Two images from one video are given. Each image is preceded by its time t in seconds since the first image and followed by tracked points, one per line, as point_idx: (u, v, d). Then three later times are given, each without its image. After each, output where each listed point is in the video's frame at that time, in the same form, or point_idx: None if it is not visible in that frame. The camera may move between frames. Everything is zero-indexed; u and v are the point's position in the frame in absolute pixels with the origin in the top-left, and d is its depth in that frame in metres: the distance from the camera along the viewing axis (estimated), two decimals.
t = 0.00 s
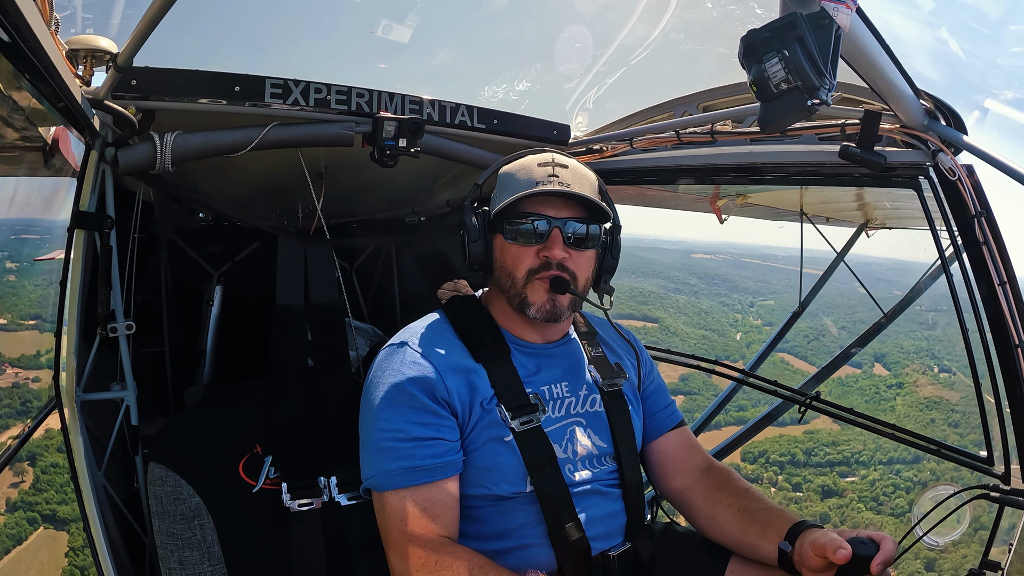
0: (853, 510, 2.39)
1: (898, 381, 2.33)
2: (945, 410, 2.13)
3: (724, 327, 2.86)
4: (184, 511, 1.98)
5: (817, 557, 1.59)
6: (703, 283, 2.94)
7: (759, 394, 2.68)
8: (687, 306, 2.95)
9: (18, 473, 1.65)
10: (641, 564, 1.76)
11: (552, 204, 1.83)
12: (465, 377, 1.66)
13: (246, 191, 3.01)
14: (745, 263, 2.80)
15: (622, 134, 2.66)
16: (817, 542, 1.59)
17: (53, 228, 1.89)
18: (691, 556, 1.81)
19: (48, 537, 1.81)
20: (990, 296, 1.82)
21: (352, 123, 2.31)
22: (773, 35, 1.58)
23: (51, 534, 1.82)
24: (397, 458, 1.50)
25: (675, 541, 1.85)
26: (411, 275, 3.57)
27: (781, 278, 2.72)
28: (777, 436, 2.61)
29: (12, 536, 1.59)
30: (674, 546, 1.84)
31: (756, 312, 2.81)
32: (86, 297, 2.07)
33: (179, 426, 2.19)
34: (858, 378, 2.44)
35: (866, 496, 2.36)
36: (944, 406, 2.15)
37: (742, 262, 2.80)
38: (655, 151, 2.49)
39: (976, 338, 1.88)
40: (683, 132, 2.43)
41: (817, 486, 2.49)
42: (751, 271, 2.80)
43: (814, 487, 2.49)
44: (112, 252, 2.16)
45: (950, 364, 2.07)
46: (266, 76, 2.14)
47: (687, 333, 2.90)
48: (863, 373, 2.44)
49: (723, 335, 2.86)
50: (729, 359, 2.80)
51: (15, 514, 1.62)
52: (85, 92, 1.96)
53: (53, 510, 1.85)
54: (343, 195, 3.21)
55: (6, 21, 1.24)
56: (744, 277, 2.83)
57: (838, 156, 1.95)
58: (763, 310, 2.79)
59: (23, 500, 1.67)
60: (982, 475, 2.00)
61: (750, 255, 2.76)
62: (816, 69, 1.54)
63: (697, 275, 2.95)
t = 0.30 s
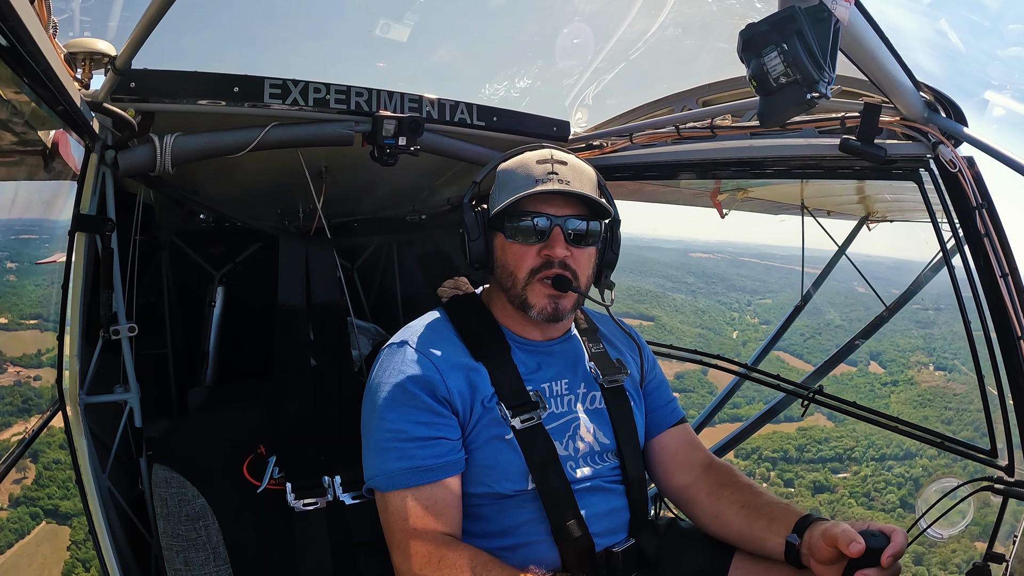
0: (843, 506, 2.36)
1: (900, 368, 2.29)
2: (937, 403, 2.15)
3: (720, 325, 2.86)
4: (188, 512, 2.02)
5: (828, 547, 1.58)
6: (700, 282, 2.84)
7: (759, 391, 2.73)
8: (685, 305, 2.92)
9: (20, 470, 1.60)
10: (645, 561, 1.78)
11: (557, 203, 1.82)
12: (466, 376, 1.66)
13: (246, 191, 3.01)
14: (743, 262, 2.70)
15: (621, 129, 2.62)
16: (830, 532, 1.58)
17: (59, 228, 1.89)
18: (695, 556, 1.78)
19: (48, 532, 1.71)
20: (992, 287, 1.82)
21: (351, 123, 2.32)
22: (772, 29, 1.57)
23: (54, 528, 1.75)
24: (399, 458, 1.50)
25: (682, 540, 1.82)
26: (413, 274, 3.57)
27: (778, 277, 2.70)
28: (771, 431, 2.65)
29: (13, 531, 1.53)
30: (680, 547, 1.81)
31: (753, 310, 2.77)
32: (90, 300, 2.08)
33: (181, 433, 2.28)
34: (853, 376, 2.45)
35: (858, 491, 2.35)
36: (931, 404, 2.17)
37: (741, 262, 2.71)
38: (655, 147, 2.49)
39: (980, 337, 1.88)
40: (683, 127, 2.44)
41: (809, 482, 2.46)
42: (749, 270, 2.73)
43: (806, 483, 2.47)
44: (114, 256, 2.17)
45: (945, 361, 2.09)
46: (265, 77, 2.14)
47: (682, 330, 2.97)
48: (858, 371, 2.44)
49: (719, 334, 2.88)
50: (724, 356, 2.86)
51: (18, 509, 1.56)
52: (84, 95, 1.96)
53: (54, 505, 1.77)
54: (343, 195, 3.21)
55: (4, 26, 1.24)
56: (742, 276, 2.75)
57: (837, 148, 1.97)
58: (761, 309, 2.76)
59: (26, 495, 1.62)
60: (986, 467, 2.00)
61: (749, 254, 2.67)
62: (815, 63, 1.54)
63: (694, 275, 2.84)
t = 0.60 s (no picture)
0: (835, 501, 2.45)
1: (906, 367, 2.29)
2: (933, 401, 2.16)
3: (716, 323, 2.95)
4: (189, 512, 2.00)
5: (827, 546, 1.58)
6: (698, 280, 2.97)
7: (756, 392, 2.77)
8: (681, 303, 3.03)
9: (24, 466, 1.62)
10: (646, 559, 1.78)
11: (574, 200, 1.79)
12: (464, 377, 1.66)
13: (246, 191, 3.01)
14: (741, 261, 2.77)
15: (621, 129, 2.64)
16: (830, 532, 1.58)
17: (59, 228, 1.89)
18: (694, 554, 1.79)
19: (54, 527, 1.75)
20: (992, 288, 1.82)
21: (352, 123, 2.32)
22: (772, 29, 1.58)
23: (56, 523, 1.76)
24: (397, 458, 1.50)
25: (681, 540, 1.83)
26: (413, 274, 3.56)
27: (776, 276, 2.76)
28: (766, 429, 2.71)
29: (18, 525, 1.54)
30: (680, 546, 1.82)
31: (751, 309, 2.85)
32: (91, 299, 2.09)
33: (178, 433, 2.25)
34: (848, 373, 2.49)
35: (849, 487, 2.43)
36: (926, 399, 2.18)
37: (740, 261, 2.78)
38: (656, 147, 2.49)
39: (979, 336, 1.87)
40: (683, 127, 2.45)
41: (802, 478, 2.56)
42: (747, 268, 2.79)
43: (799, 479, 2.57)
44: (114, 256, 2.17)
45: (941, 359, 2.11)
46: (266, 76, 2.14)
47: (680, 328, 3.03)
48: (853, 368, 2.48)
49: (715, 332, 2.95)
50: (720, 354, 2.92)
51: (21, 504, 1.57)
52: (84, 94, 1.96)
53: (57, 500, 1.79)
54: (343, 195, 3.22)
55: (5, 25, 1.24)
56: (741, 275, 2.83)
57: (838, 149, 1.95)
58: (758, 308, 2.83)
59: (28, 490, 1.62)
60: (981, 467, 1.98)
61: (748, 253, 2.72)
62: (815, 63, 1.54)
63: (692, 273, 2.97)
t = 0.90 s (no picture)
0: (826, 496, 2.56)
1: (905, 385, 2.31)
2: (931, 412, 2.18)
3: (714, 321, 3.00)
4: (182, 513, 1.99)
5: (819, 562, 1.57)
6: (696, 279, 3.10)
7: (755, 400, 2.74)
8: (680, 301, 3.11)
9: (25, 462, 1.69)
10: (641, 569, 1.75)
11: (590, 214, 1.79)
12: (462, 387, 1.65)
13: (246, 193, 3.02)
14: (741, 260, 2.83)
15: (622, 139, 2.60)
16: (821, 547, 1.58)
17: (57, 230, 1.92)
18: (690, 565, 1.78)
19: (56, 521, 1.85)
20: (991, 302, 1.82)
21: (354, 127, 2.33)
22: (775, 41, 1.59)
23: (60, 518, 1.88)
24: (395, 467, 1.50)
25: (677, 552, 1.82)
26: (414, 279, 3.57)
27: (775, 276, 2.79)
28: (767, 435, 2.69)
29: (21, 519, 1.63)
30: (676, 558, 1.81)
31: (749, 306, 2.92)
32: (88, 298, 2.08)
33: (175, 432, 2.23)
34: (840, 368, 2.55)
35: (841, 482, 2.51)
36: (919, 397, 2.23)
37: (739, 259, 2.84)
38: (657, 157, 2.49)
39: (974, 335, 1.88)
40: (684, 137, 2.43)
41: (794, 473, 2.64)
42: (746, 268, 2.86)
43: (792, 474, 2.65)
44: (113, 255, 2.15)
45: (936, 358, 2.13)
46: (269, 79, 2.14)
47: (677, 327, 3.06)
48: (846, 364, 2.54)
49: (712, 330, 2.99)
50: (715, 352, 2.93)
51: (24, 499, 1.66)
52: (88, 92, 1.96)
53: (58, 496, 1.87)
54: (344, 198, 3.22)
55: (11, 22, 1.24)
56: (740, 274, 2.90)
57: (838, 162, 1.96)
58: (755, 305, 2.90)
59: (32, 486, 1.72)
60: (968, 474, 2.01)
61: (747, 252, 2.78)
62: (818, 75, 1.55)
63: (691, 271, 3.10)
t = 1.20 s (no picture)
0: (818, 491, 2.51)
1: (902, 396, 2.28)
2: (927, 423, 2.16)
3: (711, 320, 3.01)
4: (174, 514, 1.97)
5: None
6: (694, 278, 3.06)
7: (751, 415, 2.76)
8: (677, 299, 3.10)
9: (29, 457, 1.70)
10: None
11: (590, 223, 1.79)
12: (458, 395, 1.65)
13: (247, 195, 3.02)
14: (739, 258, 2.83)
15: (623, 149, 2.58)
16: (814, 566, 1.56)
17: (56, 228, 1.89)
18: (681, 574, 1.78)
19: (59, 516, 1.86)
20: (989, 318, 1.81)
21: (355, 131, 2.33)
22: (776, 53, 1.59)
23: (61, 513, 1.87)
24: (389, 475, 1.50)
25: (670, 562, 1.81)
26: (411, 285, 3.55)
27: (774, 274, 2.76)
28: (761, 450, 2.71)
29: (24, 514, 1.63)
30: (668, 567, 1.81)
31: (745, 305, 2.89)
32: (86, 296, 2.07)
33: (173, 429, 2.20)
34: (838, 367, 2.54)
35: (834, 478, 2.47)
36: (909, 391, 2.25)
37: (738, 258, 2.83)
38: (657, 168, 2.50)
39: (967, 333, 1.89)
40: (685, 147, 2.42)
41: (786, 469, 2.60)
42: (744, 266, 2.85)
43: (784, 469, 2.61)
44: (112, 253, 2.15)
45: (932, 354, 2.13)
46: (272, 81, 2.14)
47: (672, 325, 3.10)
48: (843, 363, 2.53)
49: (709, 328, 3.01)
50: (712, 349, 2.97)
51: (27, 494, 1.65)
52: (90, 90, 1.97)
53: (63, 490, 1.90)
54: (344, 202, 3.23)
55: (14, 18, 1.24)
56: (738, 272, 2.88)
57: (838, 174, 1.97)
58: (752, 303, 2.86)
59: (34, 481, 1.71)
60: (953, 486, 2.05)
61: (746, 250, 2.78)
62: (819, 88, 1.55)
63: (691, 271, 3.06)
